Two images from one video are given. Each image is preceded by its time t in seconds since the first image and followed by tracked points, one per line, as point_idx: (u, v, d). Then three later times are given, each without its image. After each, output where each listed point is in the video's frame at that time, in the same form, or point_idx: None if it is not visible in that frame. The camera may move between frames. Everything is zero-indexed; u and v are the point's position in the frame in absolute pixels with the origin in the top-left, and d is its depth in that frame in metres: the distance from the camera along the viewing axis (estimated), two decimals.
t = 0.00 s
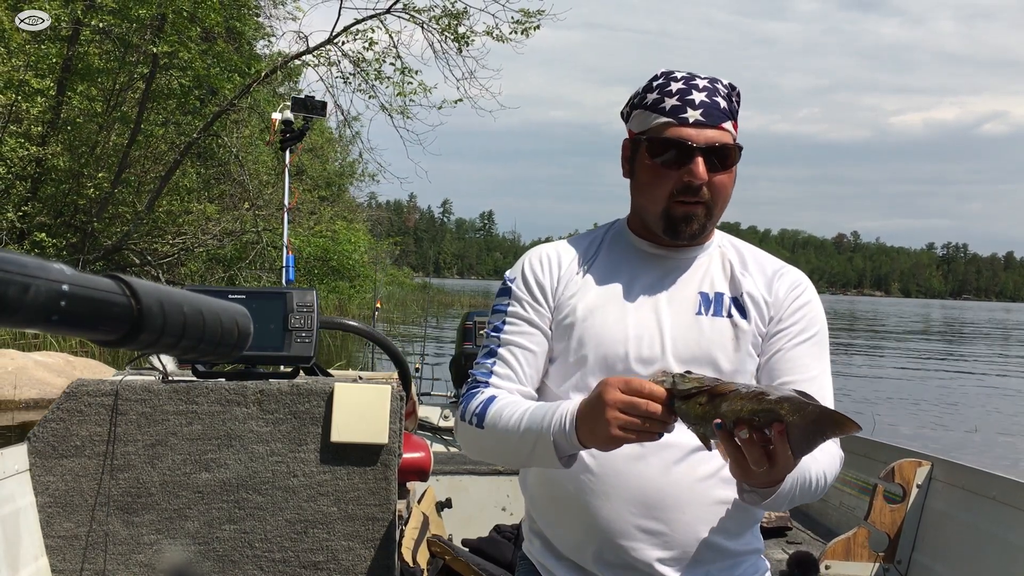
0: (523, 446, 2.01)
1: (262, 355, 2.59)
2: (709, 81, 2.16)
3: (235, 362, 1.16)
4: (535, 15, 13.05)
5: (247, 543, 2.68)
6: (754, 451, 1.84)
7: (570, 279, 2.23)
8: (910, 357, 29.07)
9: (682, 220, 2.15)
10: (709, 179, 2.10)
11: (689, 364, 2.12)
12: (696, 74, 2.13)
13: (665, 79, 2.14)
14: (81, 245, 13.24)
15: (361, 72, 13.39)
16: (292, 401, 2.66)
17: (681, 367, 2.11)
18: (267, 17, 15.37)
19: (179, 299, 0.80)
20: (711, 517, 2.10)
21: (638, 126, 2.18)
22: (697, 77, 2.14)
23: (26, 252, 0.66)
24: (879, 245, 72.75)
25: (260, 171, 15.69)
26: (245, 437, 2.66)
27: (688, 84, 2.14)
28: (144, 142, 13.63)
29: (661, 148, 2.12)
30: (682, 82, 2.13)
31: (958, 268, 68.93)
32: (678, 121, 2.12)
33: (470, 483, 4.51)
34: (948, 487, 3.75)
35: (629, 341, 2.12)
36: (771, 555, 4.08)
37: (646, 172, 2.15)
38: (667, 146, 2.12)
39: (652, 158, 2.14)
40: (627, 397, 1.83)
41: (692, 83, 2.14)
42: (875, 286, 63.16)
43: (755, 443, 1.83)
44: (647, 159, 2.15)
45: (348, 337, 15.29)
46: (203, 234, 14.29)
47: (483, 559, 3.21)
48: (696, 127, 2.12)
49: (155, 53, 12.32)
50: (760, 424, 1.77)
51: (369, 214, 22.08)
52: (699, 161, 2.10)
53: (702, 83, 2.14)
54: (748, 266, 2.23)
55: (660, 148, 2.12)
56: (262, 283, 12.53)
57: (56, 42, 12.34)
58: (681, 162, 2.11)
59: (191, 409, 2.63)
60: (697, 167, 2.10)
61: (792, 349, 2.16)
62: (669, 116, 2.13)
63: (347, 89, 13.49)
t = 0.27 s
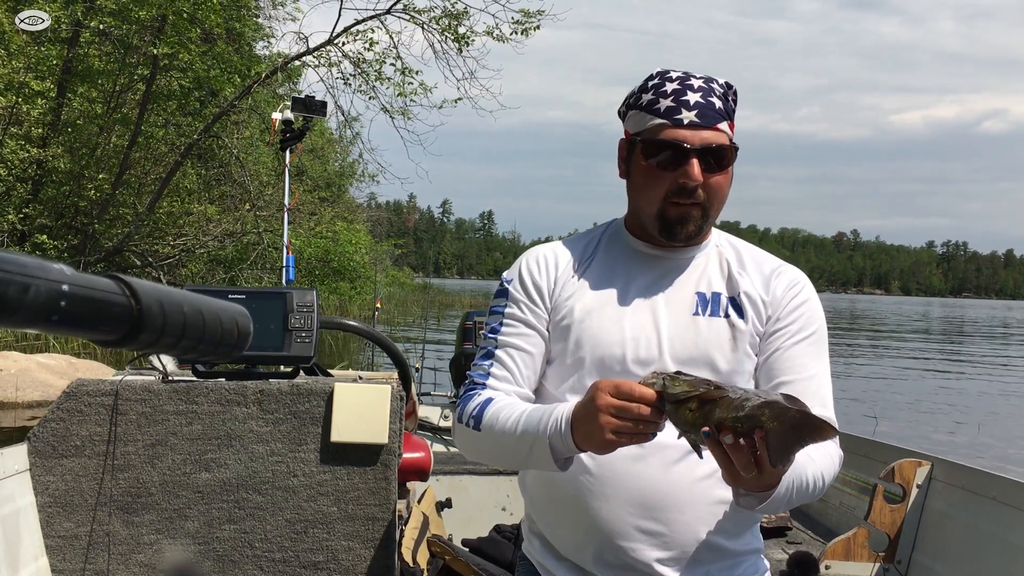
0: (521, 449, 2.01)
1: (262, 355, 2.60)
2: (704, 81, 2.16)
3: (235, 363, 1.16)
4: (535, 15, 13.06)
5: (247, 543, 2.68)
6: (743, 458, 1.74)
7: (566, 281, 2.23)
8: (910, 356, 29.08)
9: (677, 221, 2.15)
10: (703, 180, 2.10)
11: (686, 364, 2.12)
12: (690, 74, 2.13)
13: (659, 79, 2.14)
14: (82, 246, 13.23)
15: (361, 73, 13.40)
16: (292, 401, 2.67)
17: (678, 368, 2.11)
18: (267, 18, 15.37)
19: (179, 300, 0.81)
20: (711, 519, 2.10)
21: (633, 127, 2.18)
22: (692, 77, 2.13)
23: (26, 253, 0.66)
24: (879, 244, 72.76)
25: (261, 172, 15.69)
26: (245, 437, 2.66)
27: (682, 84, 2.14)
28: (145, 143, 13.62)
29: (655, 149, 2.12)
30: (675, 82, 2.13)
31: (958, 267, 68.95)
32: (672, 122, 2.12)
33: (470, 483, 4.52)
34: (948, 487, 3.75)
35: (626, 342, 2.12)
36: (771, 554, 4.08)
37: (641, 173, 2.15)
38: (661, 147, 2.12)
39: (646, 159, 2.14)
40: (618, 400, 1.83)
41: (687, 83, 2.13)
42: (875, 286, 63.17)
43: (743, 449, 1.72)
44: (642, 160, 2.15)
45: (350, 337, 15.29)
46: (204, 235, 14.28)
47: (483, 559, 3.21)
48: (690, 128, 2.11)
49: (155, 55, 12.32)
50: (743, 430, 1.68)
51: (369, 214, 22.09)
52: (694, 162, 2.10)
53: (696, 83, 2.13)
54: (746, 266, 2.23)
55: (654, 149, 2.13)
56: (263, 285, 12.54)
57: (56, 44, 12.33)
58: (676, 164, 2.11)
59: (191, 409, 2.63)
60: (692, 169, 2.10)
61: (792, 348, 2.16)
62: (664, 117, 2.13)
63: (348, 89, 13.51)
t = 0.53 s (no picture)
0: (519, 446, 2.01)
1: (262, 355, 2.60)
2: (707, 80, 2.15)
3: (235, 363, 1.16)
4: (535, 13, 13.05)
5: (248, 543, 2.68)
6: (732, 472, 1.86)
7: (566, 279, 2.23)
8: (910, 356, 29.08)
9: (677, 221, 2.15)
10: (704, 180, 2.10)
11: (687, 363, 2.11)
12: (693, 73, 2.13)
13: (662, 78, 2.14)
14: (82, 246, 13.23)
15: (361, 72, 13.40)
16: (292, 401, 2.66)
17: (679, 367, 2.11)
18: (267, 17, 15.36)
19: (179, 300, 0.80)
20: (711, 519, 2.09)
21: (635, 126, 2.18)
22: (695, 76, 2.13)
23: (25, 253, 0.66)
24: (879, 244, 72.74)
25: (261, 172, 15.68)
26: (245, 437, 2.66)
27: (684, 83, 2.13)
28: (145, 144, 13.62)
29: (656, 148, 2.12)
30: (679, 81, 2.13)
31: (957, 267, 68.96)
32: (674, 121, 2.12)
33: (469, 483, 4.51)
34: (948, 487, 3.75)
35: (626, 341, 2.12)
36: (771, 555, 4.08)
37: (642, 172, 2.15)
38: (662, 147, 2.12)
39: (648, 158, 2.14)
40: (612, 399, 1.83)
41: (690, 82, 2.13)
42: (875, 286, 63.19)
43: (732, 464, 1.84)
44: (644, 159, 2.15)
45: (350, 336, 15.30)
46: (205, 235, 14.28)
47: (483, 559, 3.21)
48: (692, 127, 2.12)
49: (155, 55, 12.32)
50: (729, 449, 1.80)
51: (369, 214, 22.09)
52: (695, 162, 2.10)
53: (700, 82, 2.13)
54: (747, 264, 2.23)
55: (656, 148, 2.13)
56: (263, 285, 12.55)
57: (56, 44, 12.32)
58: (677, 164, 2.11)
59: (191, 409, 2.63)
60: (693, 168, 2.10)
61: (794, 348, 2.15)
62: (665, 116, 2.13)
63: (348, 88, 13.51)
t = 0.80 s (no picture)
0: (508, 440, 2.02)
1: (263, 355, 2.60)
2: (714, 80, 2.16)
3: (235, 362, 1.16)
4: (537, 13, 13.03)
5: (248, 543, 2.68)
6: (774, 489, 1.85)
7: (566, 278, 2.23)
8: (911, 356, 29.07)
9: (676, 220, 2.15)
10: (705, 179, 2.09)
11: (689, 365, 2.11)
12: (701, 72, 2.14)
13: (671, 76, 2.15)
14: (83, 245, 13.23)
15: (362, 71, 13.38)
16: (292, 402, 2.66)
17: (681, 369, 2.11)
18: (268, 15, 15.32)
19: (179, 300, 0.80)
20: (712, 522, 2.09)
21: (641, 123, 2.19)
22: (702, 76, 2.14)
23: (25, 253, 0.65)
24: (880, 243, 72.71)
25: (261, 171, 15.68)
26: (245, 437, 2.66)
27: (693, 82, 2.14)
28: (146, 142, 13.62)
29: (659, 146, 2.12)
30: (687, 79, 2.14)
31: (958, 267, 68.96)
32: (678, 118, 2.12)
33: (470, 483, 4.51)
34: (948, 487, 3.75)
35: (627, 342, 2.11)
36: (771, 554, 4.08)
37: (645, 169, 2.16)
38: (665, 144, 2.12)
39: (650, 155, 2.14)
40: (568, 386, 1.82)
41: (697, 81, 2.14)
42: (875, 286, 63.19)
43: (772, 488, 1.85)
44: (646, 155, 2.15)
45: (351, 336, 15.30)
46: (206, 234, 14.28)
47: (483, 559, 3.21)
48: (695, 125, 2.11)
49: (156, 53, 12.32)
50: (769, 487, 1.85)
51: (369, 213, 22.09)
52: (696, 160, 2.09)
53: (707, 81, 2.14)
54: (754, 269, 2.22)
55: (659, 145, 2.13)
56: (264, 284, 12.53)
57: (57, 42, 12.32)
58: (678, 161, 2.10)
59: (191, 409, 2.63)
60: (694, 167, 2.09)
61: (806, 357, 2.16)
62: (670, 112, 2.13)
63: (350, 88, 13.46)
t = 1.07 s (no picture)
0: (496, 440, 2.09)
1: (263, 355, 2.60)
2: (730, 88, 2.15)
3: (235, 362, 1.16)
4: (539, 13, 13.02)
5: (248, 543, 2.68)
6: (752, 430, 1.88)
7: (568, 283, 2.22)
8: (912, 356, 29.06)
9: (682, 224, 2.14)
10: (712, 186, 2.08)
11: (693, 371, 2.12)
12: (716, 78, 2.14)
13: (688, 81, 2.16)
14: (84, 244, 13.22)
15: (364, 71, 13.38)
16: (292, 402, 2.66)
17: (684, 375, 2.12)
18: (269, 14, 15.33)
19: (179, 300, 0.81)
20: (713, 524, 2.08)
21: (655, 126, 2.19)
22: (717, 83, 2.14)
23: (25, 253, 0.65)
24: (880, 243, 72.72)
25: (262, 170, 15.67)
26: (245, 437, 2.66)
27: (707, 87, 2.14)
28: (147, 141, 13.61)
29: (670, 149, 2.12)
30: (702, 85, 2.14)
31: (958, 266, 68.98)
32: (690, 123, 2.12)
33: (470, 483, 4.51)
34: (948, 486, 3.75)
35: (631, 347, 2.12)
36: (771, 554, 4.08)
37: (654, 171, 2.16)
38: (676, 148, 2.12)
39: (661, 158, 2.14)
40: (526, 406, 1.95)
41: (712, 87, 2.14)
42: (876, 286, 63.20)
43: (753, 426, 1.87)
44: (656, 158, 2.15)
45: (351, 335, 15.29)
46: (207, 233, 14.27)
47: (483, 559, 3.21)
48: (706, 131, 2.11)
49: (158, 52, 12.32)
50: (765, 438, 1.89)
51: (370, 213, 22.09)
52: (705, 166, 2.09)
53: (721, 88, 2.14)
54: (763, 279, 2.22)
55: (669, 149, 2.13)
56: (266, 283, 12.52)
57: (59, 41, 12.32)
58: (687, 166, 2.10)
59: (191, 409, 2.63)
60: (702, 173, 2.08)
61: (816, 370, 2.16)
62: (682, 117, 2.13)
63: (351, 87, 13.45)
